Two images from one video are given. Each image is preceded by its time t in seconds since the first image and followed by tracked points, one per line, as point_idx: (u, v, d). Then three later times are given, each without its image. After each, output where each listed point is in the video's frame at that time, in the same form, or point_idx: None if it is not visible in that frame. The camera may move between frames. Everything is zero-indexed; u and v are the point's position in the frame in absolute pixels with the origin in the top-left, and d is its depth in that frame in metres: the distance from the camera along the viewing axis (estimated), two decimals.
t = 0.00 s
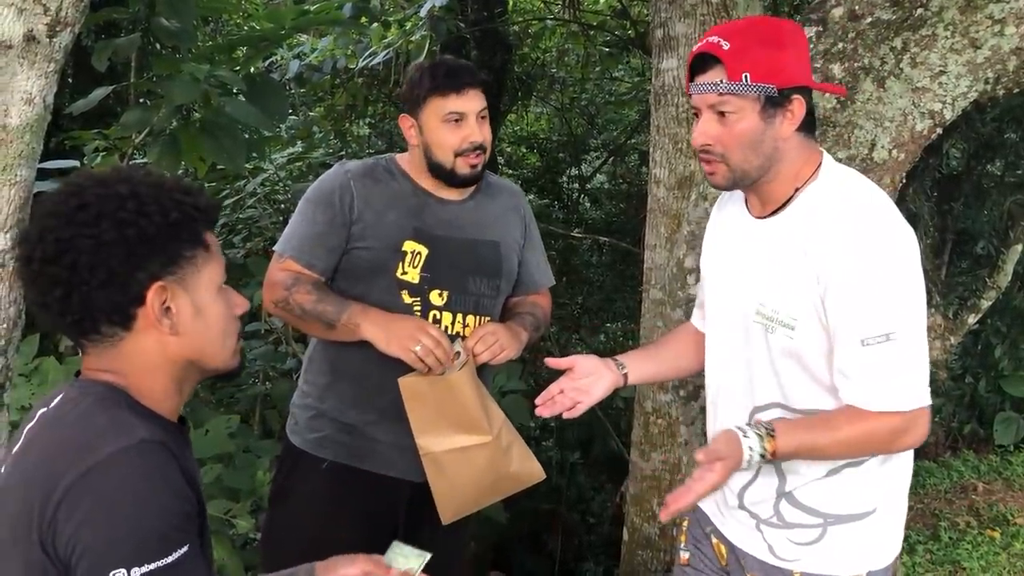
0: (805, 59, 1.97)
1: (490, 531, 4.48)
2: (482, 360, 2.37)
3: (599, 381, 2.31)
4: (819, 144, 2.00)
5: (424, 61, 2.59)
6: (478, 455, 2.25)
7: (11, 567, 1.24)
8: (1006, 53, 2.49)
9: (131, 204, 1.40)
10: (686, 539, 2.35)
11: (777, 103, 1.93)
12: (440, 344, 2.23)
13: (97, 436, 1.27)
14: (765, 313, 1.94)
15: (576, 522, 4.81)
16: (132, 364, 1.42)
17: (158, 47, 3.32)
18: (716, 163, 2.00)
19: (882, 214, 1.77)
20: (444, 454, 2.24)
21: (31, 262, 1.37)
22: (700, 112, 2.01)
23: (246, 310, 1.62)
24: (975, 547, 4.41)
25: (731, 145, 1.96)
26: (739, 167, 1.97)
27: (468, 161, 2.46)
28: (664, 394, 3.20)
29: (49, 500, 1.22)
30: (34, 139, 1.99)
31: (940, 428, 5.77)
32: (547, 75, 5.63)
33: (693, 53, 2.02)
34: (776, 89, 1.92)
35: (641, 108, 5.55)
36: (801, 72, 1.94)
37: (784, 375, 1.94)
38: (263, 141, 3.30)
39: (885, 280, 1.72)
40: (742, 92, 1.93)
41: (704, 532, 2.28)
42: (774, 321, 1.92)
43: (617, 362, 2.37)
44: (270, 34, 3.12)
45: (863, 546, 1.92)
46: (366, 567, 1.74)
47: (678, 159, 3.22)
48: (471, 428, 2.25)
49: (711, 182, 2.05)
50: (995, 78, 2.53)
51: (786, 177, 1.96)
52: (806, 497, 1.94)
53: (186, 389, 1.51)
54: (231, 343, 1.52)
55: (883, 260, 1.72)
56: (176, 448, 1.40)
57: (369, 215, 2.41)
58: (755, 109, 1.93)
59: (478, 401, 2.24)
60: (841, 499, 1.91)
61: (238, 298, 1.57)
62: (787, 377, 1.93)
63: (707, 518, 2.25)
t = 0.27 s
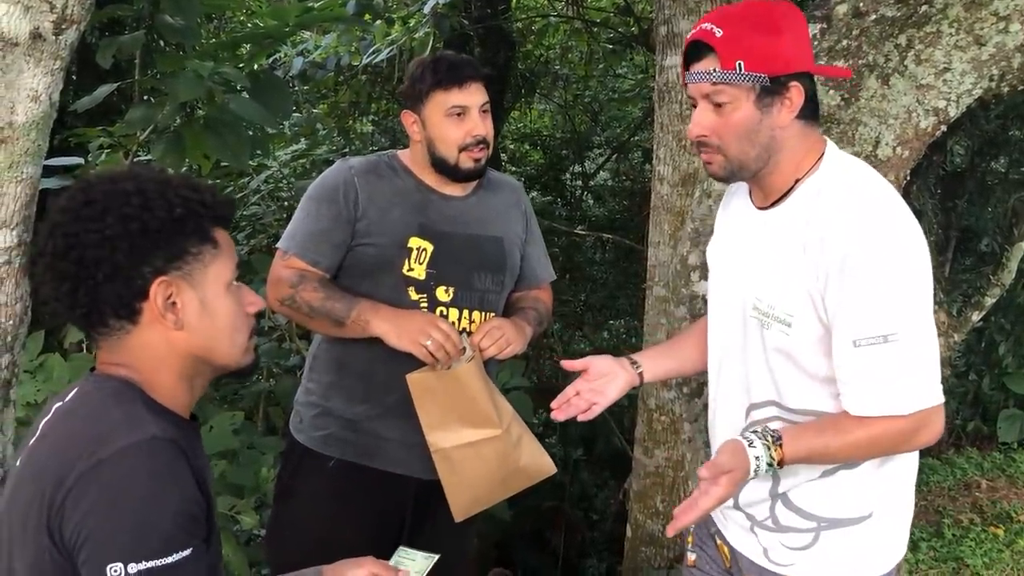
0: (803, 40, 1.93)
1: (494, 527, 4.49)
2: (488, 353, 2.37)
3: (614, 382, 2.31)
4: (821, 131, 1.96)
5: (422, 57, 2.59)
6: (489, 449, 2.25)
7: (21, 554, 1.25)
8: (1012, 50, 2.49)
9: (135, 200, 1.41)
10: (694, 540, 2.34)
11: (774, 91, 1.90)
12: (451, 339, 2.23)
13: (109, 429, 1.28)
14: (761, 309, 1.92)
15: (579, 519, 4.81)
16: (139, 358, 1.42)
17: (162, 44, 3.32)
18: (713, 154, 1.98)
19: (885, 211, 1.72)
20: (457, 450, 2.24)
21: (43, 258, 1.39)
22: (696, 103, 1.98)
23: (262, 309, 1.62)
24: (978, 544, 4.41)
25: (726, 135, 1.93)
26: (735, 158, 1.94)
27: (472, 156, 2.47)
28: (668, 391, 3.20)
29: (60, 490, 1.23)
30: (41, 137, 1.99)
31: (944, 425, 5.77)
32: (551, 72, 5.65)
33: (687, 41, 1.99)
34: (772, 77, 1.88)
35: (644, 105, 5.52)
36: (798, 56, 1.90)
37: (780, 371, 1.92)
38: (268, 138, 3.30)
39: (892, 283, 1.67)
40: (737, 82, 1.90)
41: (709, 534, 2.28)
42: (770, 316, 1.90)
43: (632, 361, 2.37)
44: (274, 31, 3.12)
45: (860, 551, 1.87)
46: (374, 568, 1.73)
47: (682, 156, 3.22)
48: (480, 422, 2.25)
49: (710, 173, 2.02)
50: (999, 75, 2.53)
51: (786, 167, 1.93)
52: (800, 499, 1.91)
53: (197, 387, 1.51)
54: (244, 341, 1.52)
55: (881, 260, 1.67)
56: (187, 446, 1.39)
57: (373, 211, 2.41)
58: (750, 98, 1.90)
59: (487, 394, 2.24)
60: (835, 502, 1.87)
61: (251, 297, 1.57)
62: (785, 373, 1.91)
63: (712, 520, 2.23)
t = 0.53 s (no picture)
0: (808, 35, 1.84)
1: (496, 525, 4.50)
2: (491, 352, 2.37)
3: (594, 375, 2.28)
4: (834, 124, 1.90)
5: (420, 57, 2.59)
6: (492, 448, 2.25)
7: (35, 552, 1.26)
8: (1015, 50, 2.48)
9: (154, 203, 1.40)
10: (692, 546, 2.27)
11: (783, 95, 1.83)
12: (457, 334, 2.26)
13: (124, 429, 1.28)
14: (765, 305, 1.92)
15: (581, 517, 4.81)
16: (155, 360, 1.43)
17: (165, 42, 3.33)
18: (728, 162, 1.93)
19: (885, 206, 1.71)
20: (462, 450, 2.24)
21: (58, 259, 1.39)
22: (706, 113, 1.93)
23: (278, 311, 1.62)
24: (980, 543, 4.41)
25: (740, 143, 1.88)
26: (752, 165, 1.89)
27: (474, 154, 2.48)
28: (670, 390, 3.21)
29: (73, 488, 1.24)
30: (45, 135, 2.00)
31: (945, 424, 5.78)
32: (553, 71, 5.66)
33: (691, 53, 1.93)
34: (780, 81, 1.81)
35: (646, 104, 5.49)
36: (805, 52, 1.82)
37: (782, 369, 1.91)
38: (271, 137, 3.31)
39: (892, 272, 1.66)
40: (745, 91, 1.83)
41: (706, 539, 2.21)
42: (773, 312, 1.89)
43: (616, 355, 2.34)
44: (277, 29, 3.12)
45: (858, 559, 1.83)
46: (385, 566, 1.72)
47: (684, 155, 3.22)
48: (486, 421, 2.25)
49: (727, 178, 1.98)
50: (1002, 75, 2.54)
51: (802, 169, 1.88)
52: (798, 505, 1.87)
53: (212, 389, 1.52)
54: (258, 344, 1.52)
55: (872, 256, 1.67)
56: (200, 447, 1.39)
57: (375, 212, 2.41)
58: (761, 105, 1.84)
59: (491, 394, 2.24)
60: (834, 509, 1.82)
61: (268, 299, 1.57)
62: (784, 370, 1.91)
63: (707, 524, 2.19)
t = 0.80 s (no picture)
0: (835, 29, 1.84)
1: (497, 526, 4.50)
2: (492, 352, 2.37)
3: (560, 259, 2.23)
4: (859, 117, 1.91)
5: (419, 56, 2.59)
6: (494, 449, 2.25)
7: (39, 555, 1.26)
8: (1017, 51, 2.46)
9: (166, 206, 1.39)
10: (687, 548, 2.24)
11: (816, 84, 1.82)
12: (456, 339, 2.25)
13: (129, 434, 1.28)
14: (794, 284, 1.86)
15: (582, 517, 4.80)
16: (165, 364, 1.43)
17: (166, 42, 3.33)
18: (761, 153, 1.90)
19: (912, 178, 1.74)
20: (462, 451, 2.24)
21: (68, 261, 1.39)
22: (737, 106, 1.90)
23: (285, 317, 1.62)
24: (981, 544, 4.40)
25: (774, 133, 1.85)
26: (785, 155, 1.87)
27: (474, 153, 2.48)
28: (672, 391, 3.20)
29: (77, 492, 1.24)
30: (46, 135, 2.00)
31: (947, 425, 5.78)
32: (554, 71, 5.68)
33: (721, 47, 1.91)
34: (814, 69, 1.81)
35: (648, 104, 5.48)
36: (834, 46, 1.83)
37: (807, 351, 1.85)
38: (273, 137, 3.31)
39: (930, 230, 1.67)
40: (779, 80, 1.81)
41: (704, 540, 2.16)
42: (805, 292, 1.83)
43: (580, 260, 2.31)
44: (279, 29, 3.12)
45: (859, 557, 1.82)
46: (397, 556, 1.77)
47: (686, 155, 3.22)
48: (488, 422, 2.25)
49: (756, 171, 1.95)
50: (1004, 76, 2.54)
51: (834, 158, 1.87)
52: (799, 502, 1.85)
53: (219, 393, 1.51)
54: (267, 349, 1.51)
55: (908, 216, 1.68)
56: (205, 453, 1.39)
57: (375, 214, 2.41)
58: (793, 94, 1.82)
59: (492, 393, 2.24)
60: (839, 505, 1.81)
61: (279, 305, 1.57)
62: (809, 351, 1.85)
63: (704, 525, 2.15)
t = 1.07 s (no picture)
0: (854, 36, 1.87)
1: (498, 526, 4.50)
2: (495, 356, 2.38)
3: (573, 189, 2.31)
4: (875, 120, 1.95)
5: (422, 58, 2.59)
6: (495, 453, 2.24)
7: (44, 557, 1.26)
8: (1020, 52, 2.47)
9: (176, 209, 1.39)
10: (681, 547, 2.23)
11: (840, 91, 1.85)
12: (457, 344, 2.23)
13: (135, 438, 1.27)
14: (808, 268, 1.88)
15: (583, 518, 4.80)
16: (172, 366, 1.43)
17: (168, 43, 3.33)
18: (786, 159, 1.92)
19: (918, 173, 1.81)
20: (462, 453, 2.23)
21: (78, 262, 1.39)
22: (760, 115, 1.91)
23: (290, 322, 1.61)
24: (983, 546, 4.40)
25: (801, 140, 1.86)
26: (811, 161, 1.88)
27: (478, 156, 2.48)
28: (674, 392, 3.20)
29: (84, 495, 1.24)
30: (49, 135, 2.00)
31: (948, 426, 5.79)
32: (556, 72, 5.68)
33: (743, 59, 1.91)
34: (840, 76, 1.83)
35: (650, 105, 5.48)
36: (854, 53, 1.86)
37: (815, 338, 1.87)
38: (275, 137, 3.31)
39: (936, 212, 1.74)
40: (805, 89, 1.83)
41: (697, 537, 2.16)
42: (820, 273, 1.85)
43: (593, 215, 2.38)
44: (280, 30, 3.12)
45: (857, 548, 1.84)
46: (405, 547, 1.76)
47: (688, 156, 3.23)
48: (488, 425, 2.25)
49: (780, 177, 1.96)
50: (1007, 77, 2.54)
51: (855, 161, 1.90)
52: (796, 491, 1.87)
53: (223, 397, 1.51)
54: (273, 354, 1.51)
55: (917, 200, 1.75)
56: (211, 458, 1.38)
57: (378, 216, 2.41)
58: (819, 102, 1.84)
59: (494, 395, 2.24)
60: (835, 494, 1.83)
61: (285, 310, 1.57)
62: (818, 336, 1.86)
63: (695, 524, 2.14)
